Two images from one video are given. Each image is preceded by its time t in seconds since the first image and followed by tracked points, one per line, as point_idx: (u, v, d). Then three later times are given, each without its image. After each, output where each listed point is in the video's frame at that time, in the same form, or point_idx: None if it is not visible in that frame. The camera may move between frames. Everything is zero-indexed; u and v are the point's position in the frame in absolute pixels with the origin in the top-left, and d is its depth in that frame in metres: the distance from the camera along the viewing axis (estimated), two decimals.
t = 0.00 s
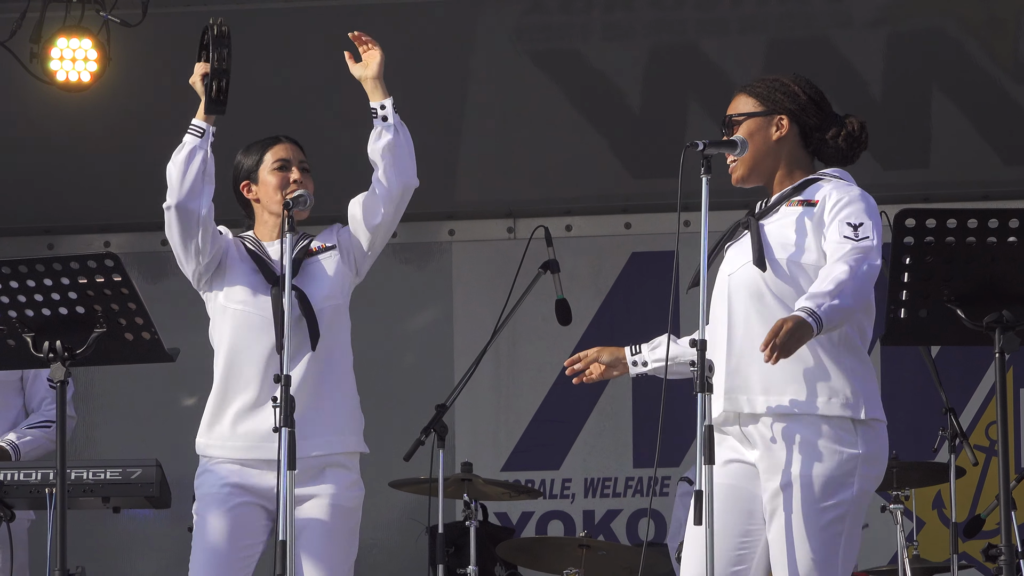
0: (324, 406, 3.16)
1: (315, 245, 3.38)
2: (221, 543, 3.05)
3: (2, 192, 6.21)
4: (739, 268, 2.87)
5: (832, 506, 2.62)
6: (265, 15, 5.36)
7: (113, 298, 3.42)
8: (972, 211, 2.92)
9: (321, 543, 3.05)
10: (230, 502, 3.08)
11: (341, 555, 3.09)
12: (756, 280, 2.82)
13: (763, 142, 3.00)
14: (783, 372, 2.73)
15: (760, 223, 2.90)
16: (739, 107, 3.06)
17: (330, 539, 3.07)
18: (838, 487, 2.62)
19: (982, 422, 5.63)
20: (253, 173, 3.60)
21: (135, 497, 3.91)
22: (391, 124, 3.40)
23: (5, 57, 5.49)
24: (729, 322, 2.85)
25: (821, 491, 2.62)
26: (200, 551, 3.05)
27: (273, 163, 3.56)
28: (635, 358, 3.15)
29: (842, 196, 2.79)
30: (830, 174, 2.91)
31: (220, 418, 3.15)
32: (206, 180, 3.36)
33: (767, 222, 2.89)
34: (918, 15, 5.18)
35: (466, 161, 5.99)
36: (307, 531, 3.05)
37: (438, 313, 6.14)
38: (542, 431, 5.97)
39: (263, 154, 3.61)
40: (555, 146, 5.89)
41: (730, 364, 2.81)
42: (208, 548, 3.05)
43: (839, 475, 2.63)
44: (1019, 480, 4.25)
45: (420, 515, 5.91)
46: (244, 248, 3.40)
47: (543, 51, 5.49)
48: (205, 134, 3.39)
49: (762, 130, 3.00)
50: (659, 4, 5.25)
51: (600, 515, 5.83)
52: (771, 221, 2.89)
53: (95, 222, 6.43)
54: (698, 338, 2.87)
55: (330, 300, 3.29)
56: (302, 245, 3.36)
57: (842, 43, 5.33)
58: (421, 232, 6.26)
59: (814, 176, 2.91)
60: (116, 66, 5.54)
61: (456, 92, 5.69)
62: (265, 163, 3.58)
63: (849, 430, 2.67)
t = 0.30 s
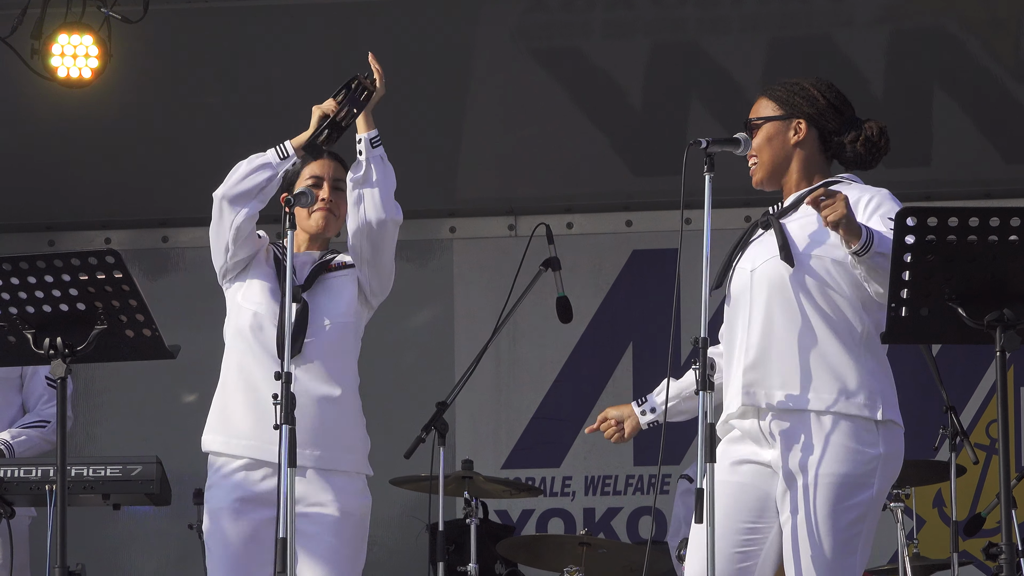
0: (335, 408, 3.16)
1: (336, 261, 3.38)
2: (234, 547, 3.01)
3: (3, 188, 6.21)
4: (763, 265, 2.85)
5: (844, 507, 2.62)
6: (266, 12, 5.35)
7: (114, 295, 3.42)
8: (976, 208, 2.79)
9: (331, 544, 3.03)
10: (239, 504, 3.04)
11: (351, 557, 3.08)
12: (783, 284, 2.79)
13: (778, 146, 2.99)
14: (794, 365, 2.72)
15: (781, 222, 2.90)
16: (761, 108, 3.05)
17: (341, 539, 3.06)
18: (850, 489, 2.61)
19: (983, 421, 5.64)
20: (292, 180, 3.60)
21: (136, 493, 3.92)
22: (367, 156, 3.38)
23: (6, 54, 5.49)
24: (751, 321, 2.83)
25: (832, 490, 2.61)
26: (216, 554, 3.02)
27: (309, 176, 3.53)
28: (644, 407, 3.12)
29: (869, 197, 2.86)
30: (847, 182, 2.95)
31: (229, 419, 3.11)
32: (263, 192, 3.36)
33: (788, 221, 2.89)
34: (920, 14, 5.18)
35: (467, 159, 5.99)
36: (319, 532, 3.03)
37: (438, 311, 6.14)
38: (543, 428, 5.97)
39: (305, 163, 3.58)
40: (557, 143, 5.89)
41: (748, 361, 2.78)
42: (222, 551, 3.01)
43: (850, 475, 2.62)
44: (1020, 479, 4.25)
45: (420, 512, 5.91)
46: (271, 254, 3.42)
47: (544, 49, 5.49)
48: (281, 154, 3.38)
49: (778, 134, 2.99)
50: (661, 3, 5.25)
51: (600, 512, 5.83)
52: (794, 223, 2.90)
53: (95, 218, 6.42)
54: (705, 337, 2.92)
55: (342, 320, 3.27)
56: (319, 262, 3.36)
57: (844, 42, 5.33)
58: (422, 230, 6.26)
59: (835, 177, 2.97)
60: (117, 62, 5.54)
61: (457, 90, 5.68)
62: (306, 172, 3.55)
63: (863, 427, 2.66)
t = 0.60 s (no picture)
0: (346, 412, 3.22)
1: (338, 259, 3.36)
2: (224, 544, 3.01)
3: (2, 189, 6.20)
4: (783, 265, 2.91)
5: (868, 505, 2.69)
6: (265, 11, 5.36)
7: (113, 295, 3.42)
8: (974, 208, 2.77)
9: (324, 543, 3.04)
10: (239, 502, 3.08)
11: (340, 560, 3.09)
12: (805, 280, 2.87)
13: (808, 133, 3.09)
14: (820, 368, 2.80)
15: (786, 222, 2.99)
16: (786, 92, 3.12)
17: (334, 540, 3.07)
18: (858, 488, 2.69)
19: (982, 420, 5.63)
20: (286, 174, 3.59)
21: (135, 494, 3.91)
22: (423, 163, 3.26)
23: (5, 53, 5.49)
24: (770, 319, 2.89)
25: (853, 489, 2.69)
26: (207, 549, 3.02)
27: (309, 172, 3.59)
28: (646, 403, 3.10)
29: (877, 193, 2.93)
30: (842, 173, 3.09)
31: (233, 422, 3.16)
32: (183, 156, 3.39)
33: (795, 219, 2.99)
34: (918, 13, 5.19)
35: (466, 158, 5.99)
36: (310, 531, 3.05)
37: (438, 310, 6.14)
38: (543, 428, 5.96)
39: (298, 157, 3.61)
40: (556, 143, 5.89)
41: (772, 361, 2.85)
42: (213, 548, 3.01)
43: (871, 473, 2.70)
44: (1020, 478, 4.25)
45: (420, 512, 5.91)
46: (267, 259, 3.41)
47: (543, 49, 5.50)
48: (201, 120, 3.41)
49: (811, 121, 3.09)
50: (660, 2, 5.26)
51: (600, 512, 5.83)
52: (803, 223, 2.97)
53: (94, 219, 6.42)
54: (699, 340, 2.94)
55: (334, 320, 3.27)
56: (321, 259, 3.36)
57: (842, 41, 5.34)
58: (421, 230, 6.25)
59: (829, 173, 3.09)
60: (116, 62, 5.55)
61: (457, 89, 5.69)
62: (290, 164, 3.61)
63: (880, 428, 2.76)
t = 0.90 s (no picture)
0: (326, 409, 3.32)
1: (319, 255, 3.47)
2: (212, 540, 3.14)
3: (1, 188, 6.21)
4: (809, 265, 2.90)
5: (870, 500, 2.69)
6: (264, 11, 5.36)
7: (113, 295, 3.42)
8: (974, 207, 2.93)
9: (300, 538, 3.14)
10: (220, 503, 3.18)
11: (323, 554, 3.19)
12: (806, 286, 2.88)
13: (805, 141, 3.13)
14: (831, 371, 2.79)
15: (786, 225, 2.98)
16: (781, 95, 3.14)
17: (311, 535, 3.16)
18: (857, 483, 2.69)
19: (983, 419, 5.63)
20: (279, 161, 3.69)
21: (135, 494, 3.91)
22: (413, 179, 3.36)
23: (5, 52, 5.49)
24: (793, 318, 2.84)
25: (856, 485, 2.69)
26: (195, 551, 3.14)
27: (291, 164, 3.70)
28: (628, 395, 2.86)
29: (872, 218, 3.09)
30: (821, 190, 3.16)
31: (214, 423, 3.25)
32: (132, 179, 3.73)
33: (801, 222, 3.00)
34: (919, 12, 5.18)
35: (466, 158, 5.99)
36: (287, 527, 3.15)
37: (438, 310, 6.13)
38: (543, 428, 5.96)
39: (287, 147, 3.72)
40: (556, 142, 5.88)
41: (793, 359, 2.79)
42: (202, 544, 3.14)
43: (870, 467, 2.71)
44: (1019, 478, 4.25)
45: (420, 512, 5.91)
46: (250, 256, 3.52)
47: (544, 48, 5.49)
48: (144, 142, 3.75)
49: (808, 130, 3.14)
50: (659, 1, 5.25)
51: (600, 512, 5.82)
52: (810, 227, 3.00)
53: (93, 219, 6.41)
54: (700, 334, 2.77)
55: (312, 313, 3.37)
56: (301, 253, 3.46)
57: (842, 40, 5.33)
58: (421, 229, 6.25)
59: (810, 189, 3.12)
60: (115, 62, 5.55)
61: (457, 89, 5.69)
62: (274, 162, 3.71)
63: (871, 424, 2.78)
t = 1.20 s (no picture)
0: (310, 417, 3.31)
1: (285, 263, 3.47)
2: (189, 537, 3.22)
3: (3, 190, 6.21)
4: (793, 270, 2.92)
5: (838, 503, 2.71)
6: (265, 12, 5.37)
7: (114, 296, 3.42)
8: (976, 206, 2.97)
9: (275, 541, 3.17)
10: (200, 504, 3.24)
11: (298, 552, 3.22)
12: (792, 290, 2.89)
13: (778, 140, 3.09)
14: (803, 377, 2.83)
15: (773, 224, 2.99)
16: (748, 96, 3.09)
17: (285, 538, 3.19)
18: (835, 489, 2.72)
19: (986, 419, 5.63)
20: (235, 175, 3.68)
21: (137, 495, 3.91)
22: (314, 159, 3.44)
23: (6, 54, 5.50)
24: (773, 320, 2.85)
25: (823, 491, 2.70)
26: (175, 548, 3.22)
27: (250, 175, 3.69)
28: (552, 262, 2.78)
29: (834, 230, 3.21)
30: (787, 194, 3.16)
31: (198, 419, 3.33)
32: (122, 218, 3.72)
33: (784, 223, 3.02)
34: (919, 11, 5.18)
35: (467, 158, 5.99)
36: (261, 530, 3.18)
37: (439, 311, 6.13)
38: (544, 428, 5.96)
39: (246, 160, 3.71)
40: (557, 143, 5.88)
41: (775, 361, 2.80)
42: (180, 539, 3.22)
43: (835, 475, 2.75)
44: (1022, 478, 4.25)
45: (422, 513, 5.91)
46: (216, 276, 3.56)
47: (546, 48, 5.49)
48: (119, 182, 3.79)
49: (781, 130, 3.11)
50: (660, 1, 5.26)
51: (603, 512, 5.82)
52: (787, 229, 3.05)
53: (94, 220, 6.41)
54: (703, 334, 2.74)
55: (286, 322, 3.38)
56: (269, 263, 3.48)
57: (843, 40, 5.33)
58: (422, 230, 6.24)
59: (782, 193, 3.13)
60: (117, 62, 5.55)
61: (458, 89, 5.69)
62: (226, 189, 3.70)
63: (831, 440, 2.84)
